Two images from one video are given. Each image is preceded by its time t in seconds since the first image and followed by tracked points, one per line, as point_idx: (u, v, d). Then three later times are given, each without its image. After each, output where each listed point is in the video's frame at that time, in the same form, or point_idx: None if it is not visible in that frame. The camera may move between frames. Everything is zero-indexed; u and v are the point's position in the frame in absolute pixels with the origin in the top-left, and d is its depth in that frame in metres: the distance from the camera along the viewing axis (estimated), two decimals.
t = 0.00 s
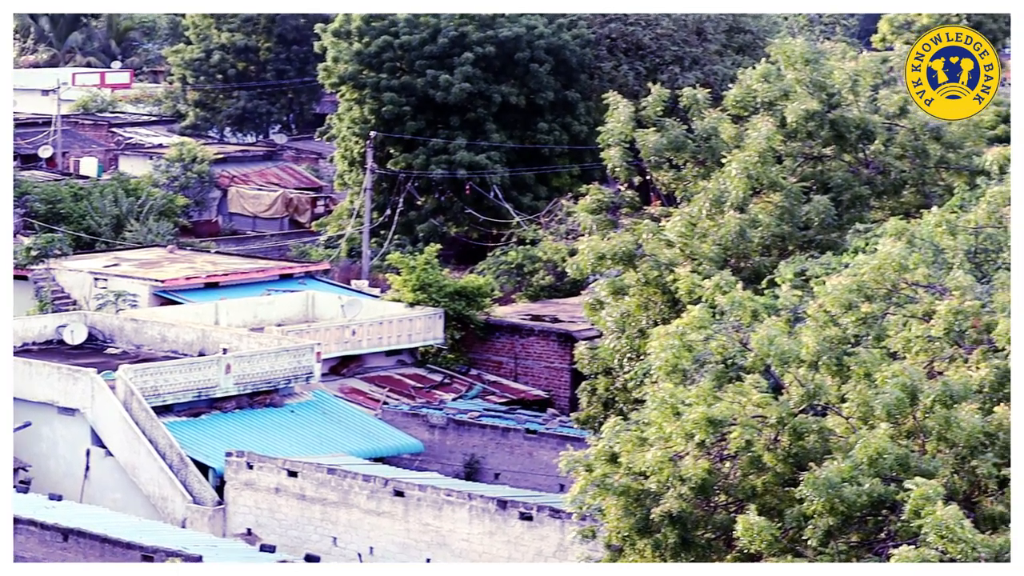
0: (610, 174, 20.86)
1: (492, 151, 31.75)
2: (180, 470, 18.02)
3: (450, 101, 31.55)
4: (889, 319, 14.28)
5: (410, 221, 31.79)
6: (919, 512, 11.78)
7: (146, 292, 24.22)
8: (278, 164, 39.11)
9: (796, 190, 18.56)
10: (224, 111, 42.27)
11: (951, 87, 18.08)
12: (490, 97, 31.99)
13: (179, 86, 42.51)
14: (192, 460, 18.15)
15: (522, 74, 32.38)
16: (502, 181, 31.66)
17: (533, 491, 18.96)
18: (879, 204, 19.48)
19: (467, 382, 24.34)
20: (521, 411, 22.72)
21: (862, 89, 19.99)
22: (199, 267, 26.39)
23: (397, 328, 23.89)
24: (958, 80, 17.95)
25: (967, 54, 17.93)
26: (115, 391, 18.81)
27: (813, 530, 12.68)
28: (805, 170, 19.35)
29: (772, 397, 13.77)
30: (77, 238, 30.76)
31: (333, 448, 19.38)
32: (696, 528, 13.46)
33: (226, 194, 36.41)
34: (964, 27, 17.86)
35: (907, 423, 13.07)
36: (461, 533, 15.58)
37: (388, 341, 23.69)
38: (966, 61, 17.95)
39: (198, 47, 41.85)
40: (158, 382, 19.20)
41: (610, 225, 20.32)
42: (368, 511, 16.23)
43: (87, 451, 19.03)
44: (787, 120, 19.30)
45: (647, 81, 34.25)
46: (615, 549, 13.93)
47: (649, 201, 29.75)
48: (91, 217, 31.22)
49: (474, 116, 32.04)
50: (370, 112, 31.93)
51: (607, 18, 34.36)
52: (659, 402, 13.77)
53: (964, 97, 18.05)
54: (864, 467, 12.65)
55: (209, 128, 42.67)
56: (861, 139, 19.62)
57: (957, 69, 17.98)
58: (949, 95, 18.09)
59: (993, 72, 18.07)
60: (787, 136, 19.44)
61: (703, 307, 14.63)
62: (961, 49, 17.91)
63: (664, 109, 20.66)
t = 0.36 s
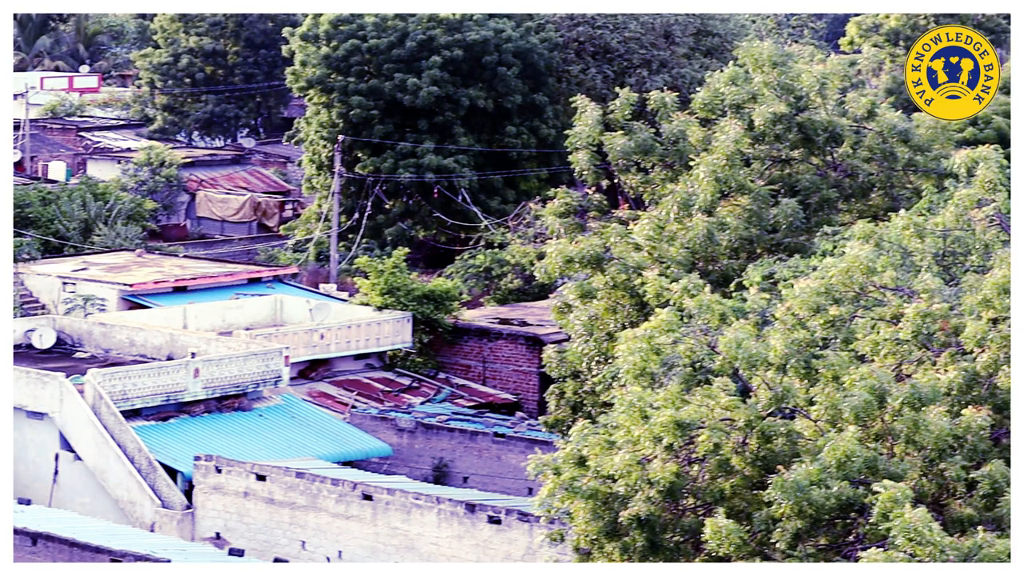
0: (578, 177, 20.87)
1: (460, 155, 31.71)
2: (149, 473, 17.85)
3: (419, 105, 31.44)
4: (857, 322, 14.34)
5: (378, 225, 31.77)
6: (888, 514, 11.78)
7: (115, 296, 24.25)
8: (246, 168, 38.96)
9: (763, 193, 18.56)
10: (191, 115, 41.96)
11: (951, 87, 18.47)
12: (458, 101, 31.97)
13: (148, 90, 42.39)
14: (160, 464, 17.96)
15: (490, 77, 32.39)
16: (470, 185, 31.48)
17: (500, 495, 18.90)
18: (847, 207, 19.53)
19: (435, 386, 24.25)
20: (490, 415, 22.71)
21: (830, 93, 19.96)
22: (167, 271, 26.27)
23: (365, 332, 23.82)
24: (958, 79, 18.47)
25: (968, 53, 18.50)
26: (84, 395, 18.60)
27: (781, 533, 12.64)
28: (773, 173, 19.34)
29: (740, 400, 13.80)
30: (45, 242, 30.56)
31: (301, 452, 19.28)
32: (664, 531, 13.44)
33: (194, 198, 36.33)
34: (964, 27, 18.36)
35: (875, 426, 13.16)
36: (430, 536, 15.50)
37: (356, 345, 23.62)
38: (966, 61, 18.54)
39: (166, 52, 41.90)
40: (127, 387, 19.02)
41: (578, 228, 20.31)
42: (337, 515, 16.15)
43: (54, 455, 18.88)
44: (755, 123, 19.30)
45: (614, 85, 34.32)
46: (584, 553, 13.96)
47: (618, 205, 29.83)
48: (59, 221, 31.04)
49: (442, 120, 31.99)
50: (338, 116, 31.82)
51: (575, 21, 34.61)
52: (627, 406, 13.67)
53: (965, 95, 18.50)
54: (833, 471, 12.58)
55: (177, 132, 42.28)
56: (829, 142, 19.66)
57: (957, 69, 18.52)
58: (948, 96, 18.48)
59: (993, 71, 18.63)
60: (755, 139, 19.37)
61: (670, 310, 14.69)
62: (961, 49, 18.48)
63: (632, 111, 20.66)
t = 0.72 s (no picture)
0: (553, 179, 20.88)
1: (436, 158, 31.56)
2: (125, 476, 17.76)
3: (394, 107, 31.42)
4: (832, 324, 14.34)
5: (354, 228, 31.70)
6: (864, 516, 11.80)
7: (91, 299, 24.12)
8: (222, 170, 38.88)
9: (740, 195, 18.54)
10: (166, 118, 42.11)
11: (951, 87, 18.43)
12: (433, 103, 31.98)
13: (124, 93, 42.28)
14: (137, 467, 17.88)
15: (465, 80, 32.37)
16: (446, 188, 31.38)
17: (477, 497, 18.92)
18: (822, 209, 19.59)
19: (411, 389, 24.19)
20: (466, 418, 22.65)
21: (805, 95, 20.02)
22: (142, 274, 26.19)
23: (341, 334, 23.67)
24: (957, 81, 18.44)
25: (968, 53, 18.41)
26: (60, 399, 18.43)
27: (757, 535, 12.61)
28: (748, 175, 19.43)
29: (715, 402, 13.79)
30: (20, 245, 30.43)
31: (276, 454, 19.17)
32: (640, 533, 13.42)
33: (170, 201, 36.22)
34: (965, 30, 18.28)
35: (851, 429, 13.18)
36: (406, 539, 15.44)
37: (332, 347, 23.50)
38: (966, 61, 18.46)
39: (141, 54, 41.30)
40: (103, 390, 18.95)
41: (553, 231, 20.29)
42: (314, 518, 16.09)
43: (31, 458, 18.56)
44: (730, 125, 19.36)
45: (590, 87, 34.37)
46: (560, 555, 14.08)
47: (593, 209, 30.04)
48: (34, 224, 30.91)
49: (417, 123, 31.95)
50: (313, 118, 31.82)
51: (551, 24, 34.70)
52: (603, 408, 13.65)
53: (964, 96, 18.52)
54: (809, 473, 12.59)
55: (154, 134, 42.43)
56: (804, 144, 19.70)
57: (957, 69, 18.45)
58: (947, 95, 18.47)
59: (993, 70, 18.60)
60: (730, 141, 19.43)
61: (645, 313, 14.69)
62: (962, 49, 18.39)
63: (607, 114, 20.66)
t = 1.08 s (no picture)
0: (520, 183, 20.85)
1: (403, 162, 31.51)
2: (92, 480, 17.67)
3: (361, 111, 31.32)
4: (798, 327, 14.35)
5: (321, 232, 31.60)
6: (831, 519, 11.81)
7: (58, 304, 23.94)
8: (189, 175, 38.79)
9: (706, 199, 18.56)
10: (133, 122, 41.57)
11: (951, 87, 17.39)
12: (400, 107, 31.91)
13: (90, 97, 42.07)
14: (104, 471, 17.79)
15: (432, 84, 32.29)
16: (412, 191, 31.48)
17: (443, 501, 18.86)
18: (789, 212, 19.60)
19: (378, 392, 24.15)
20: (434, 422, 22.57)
21: (772, 98, 20.08)
22: (108, 278, 26.05)
23: (308, 338, 23.71)
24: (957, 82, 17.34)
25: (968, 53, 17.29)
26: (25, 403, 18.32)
27: (724, 538, 12.61)
28: (715, 178, 19.47)
29: (683, 406, 13.74)
30: None
31: (244, 459, 19.08)
32: (607, 536, 13.45)
33: (137, 205, 35.89)
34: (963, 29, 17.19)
35: (818, 432, 13.11)
36: (374, 543, 15.39)
37: (299, 351, 23.49)
38: (966, 60, 17.37)
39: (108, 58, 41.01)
40: (70, 394, 18.88)
41: (520, 234, 20.26)
42: (282, 522, 16.03)
43: None
44: (696, 129, 19.39)
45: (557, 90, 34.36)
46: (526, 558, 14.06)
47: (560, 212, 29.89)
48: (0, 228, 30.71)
49: (384, 126, 31.86)
50: (280, 122, 31.66)
51: (517, 27, 34.73)
52: (570, 411, 13.66)
53: (965, 97, 17.45)
54: (775, 476, 12.61)
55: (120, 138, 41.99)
56: (771, 147, 19.70)
57: (957, 69, 17.35)
58: (947, 96, 17.40)
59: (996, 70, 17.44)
60: (696, 144, 19.48)
61: (612, 316, 14.66)
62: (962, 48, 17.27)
63: (573, 117, 20.63)
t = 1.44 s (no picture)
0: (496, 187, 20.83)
1: (377, 164, 31.49)
2: (68, 484, 17.51)
3: (335, 113, 31.25)
4: (774, 329, 14.35)
5: (295, 234, 31.57)
6: (806, 521, 11.82)
7: (33, 306, 23.79)
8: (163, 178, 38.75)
9: (681, 202, 18.62)
10: (108, 124, 41.87)
11: (951, 87, 17.25)
12: (375, 109, 31.81)
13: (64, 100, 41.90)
14: (79, 474, 17.64)
15: (406, 86, 32.22)
16: (387, 194, 31.49)
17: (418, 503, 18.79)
18: (764, 214, 19.53)
19: (353, 395, 24.12)
20: (408, 424, 22.52)
21: (746, 102, 20.14)
22: (84, 281, 25.93)
23: (284, 341, 23.60)
24: (958, 81, 17.24)
25: (968, 53, 17.17)
26: None
27: (699, 540, 12.56)
28: (690, 180, 19.43)
29: (658, 408, 13.72)
30: None
31: (219, 461, 19.01)
32: (582, 539, 13.39)
33: (111, 207, 35.71)
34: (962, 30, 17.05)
35: (793, 434, 13.12)
36: (349, 545, 15.32)
37: (274, 354, 23.38)
38: (966, 60, 17.23)
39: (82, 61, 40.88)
40: (45, 397, 18.72)
41: (495, 237, 20.23)
42: (256, 524, 15.94)
43: None
44: (671, 131, 19.36)
45: (531, 93, 34.32)
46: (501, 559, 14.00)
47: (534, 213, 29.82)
48: None
49: (358, 129, 31.81)
50: (254, 125, 31.59)
51: (492, 30, 34.70)
52: (545, 413, 13.59)
53: (966, 97, 17.34)
54: (750, 478, 12.61)
55: (95, 141, 42.49)
56: (745, 150, 19.72)
57: (957, 69, 17.21)
58: (947, 96, 17.28)
59: (994, 70, 17.39)
60: (671, 147, 19.47)
61: (587, 318, 14.60)
62: (962, 48, 17.13)
63: (549, 119, 20.59)
